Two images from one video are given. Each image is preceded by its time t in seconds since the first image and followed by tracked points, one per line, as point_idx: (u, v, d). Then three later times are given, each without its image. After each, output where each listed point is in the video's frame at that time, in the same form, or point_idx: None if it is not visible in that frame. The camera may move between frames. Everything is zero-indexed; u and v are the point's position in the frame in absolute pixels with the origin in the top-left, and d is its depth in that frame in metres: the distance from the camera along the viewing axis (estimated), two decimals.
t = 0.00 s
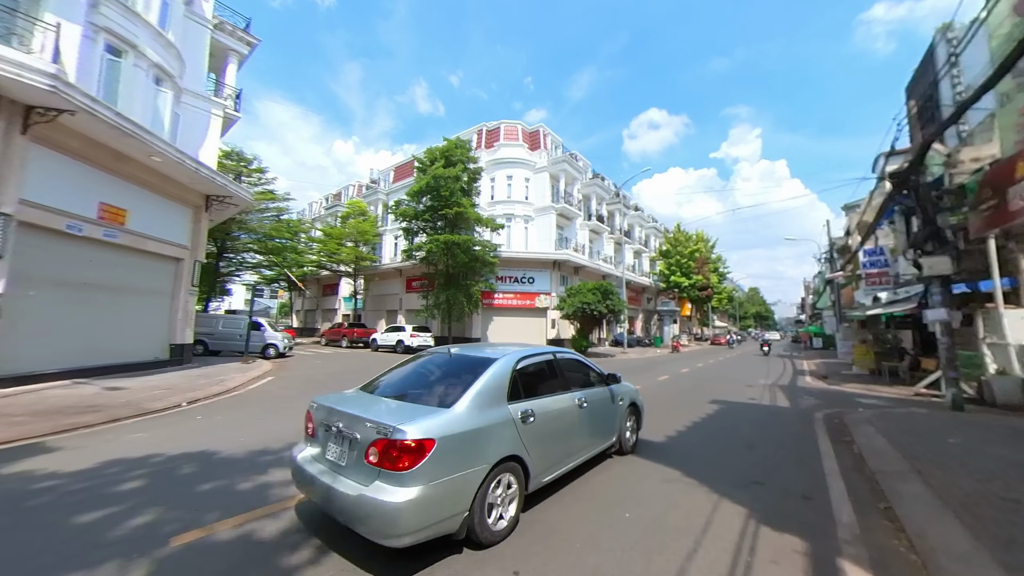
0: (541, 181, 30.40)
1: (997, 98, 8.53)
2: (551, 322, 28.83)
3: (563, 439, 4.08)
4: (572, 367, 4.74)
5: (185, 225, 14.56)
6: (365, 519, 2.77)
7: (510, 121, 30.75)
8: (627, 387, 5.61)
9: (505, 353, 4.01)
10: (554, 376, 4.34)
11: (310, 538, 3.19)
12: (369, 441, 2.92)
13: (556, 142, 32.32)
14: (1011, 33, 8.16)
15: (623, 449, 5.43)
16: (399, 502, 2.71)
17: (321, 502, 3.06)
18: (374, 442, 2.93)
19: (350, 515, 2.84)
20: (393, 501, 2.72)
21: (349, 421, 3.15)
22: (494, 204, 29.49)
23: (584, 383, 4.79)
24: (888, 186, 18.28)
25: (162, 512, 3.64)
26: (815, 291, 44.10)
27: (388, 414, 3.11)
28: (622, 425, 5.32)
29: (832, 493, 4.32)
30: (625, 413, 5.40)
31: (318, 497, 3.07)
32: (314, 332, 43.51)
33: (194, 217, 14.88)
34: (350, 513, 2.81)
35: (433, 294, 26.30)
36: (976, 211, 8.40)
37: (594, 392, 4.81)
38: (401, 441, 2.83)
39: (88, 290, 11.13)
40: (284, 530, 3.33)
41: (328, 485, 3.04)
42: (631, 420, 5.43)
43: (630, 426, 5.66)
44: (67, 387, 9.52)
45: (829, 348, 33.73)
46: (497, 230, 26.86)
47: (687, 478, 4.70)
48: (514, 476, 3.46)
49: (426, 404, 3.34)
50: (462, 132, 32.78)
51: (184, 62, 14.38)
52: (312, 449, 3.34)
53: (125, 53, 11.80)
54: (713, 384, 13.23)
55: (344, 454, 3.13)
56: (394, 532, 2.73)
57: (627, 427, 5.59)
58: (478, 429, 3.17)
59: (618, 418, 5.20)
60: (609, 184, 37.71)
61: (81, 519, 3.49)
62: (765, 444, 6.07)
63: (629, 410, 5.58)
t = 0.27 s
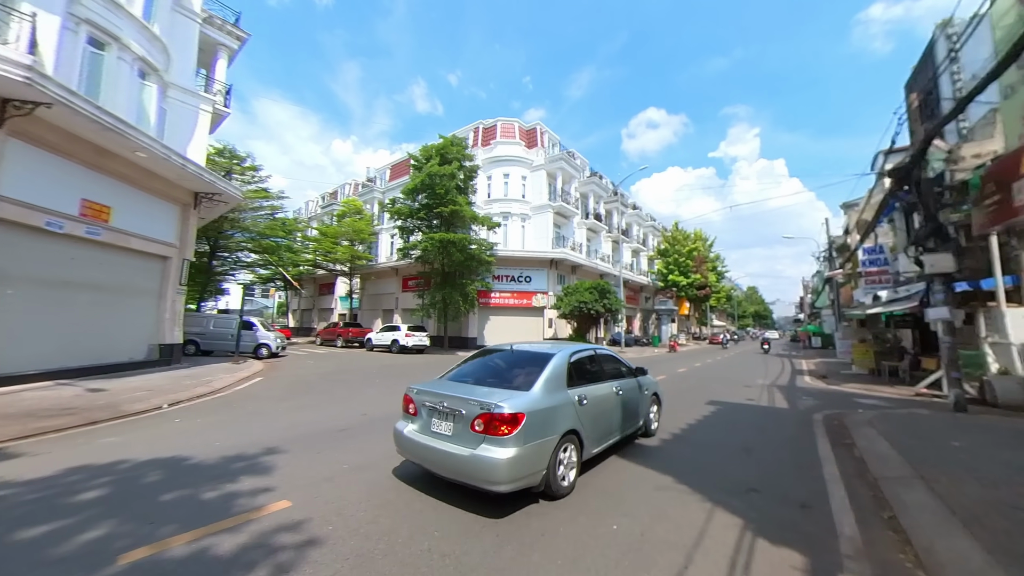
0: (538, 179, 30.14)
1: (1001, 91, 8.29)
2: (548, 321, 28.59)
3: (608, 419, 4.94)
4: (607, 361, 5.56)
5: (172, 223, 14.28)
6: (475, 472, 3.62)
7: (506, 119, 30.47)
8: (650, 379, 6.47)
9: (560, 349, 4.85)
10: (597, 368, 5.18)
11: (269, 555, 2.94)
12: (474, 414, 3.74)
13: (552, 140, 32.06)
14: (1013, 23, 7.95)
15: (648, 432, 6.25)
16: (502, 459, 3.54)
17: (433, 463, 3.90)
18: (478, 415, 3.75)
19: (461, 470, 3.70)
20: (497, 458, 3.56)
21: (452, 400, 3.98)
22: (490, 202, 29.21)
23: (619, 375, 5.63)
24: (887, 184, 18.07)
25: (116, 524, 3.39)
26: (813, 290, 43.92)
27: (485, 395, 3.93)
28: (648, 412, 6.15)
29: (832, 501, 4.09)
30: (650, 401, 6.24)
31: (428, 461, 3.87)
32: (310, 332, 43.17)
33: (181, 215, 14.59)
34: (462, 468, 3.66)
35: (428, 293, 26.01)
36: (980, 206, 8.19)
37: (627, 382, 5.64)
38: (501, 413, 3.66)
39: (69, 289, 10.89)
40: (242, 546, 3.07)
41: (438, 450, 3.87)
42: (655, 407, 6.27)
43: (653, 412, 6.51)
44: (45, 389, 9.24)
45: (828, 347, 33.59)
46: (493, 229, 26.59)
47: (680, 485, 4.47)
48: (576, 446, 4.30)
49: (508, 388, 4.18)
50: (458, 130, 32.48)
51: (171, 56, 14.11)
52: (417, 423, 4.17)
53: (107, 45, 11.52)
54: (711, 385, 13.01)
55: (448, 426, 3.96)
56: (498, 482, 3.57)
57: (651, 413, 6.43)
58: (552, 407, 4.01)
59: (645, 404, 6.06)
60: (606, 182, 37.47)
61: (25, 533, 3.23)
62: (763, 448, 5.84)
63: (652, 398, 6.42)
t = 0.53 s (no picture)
0: (531, 178, 29.91)
1: (997, 86, 8.16)
2: (542, 321, 28.38)
3: (634, 404, 5.84)
4: (631, 357, 6.44)
5: (154, 220, 13.87)
6: (539, 443, 4.54)
7: (500, 116, 30.20)
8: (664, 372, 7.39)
9: (594, 345, 5.70)
10: (623, 362, 6.02)
11: None
12: (537, 398, 4.63)
13: (546, 138, 31.84)
14: (1009, 17, 7.82)
15: (661, 418, 7.13)
16: (562, 432, 4.45)
17: (500, 438, 4.80)
18: (540, 398, 4.64)
19: (527, 442, 4.61)
20: (558, 432, 4.47)
21: (514, 388, 4.86)
22: (484, 201, 28.95)
23: (640, 368, 6.52)
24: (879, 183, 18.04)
25: (54, 543, 3.08)
26: (806, 290, 44.14)
27: (543, 382, 4.82)
28: (662, 400, 7.03)
29: (829, 510, 3.89)
30: (664, 391, 7.17)
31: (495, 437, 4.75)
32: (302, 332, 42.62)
33: (163, 212, 14.16)
34: (528, 441, 4.57)
35: (420, 292, 25.68)
36: (975, 204, 8.07)
37: (647, 374, 6.49)
38: (558, 397, 4.55)
39: (41, 288, 10.50)
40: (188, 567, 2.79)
41: (506, 428, 4.77)
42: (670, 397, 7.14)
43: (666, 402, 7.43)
44: (14, 391, 8.85)
45: (820, 347, 33.71)
46: (487, 227, 26.31)
47: (671, 492, 4.25)
48: (610, 426, 5.16)
49: (556, 377, 5.05)
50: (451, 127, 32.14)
51: (152, 48, 13.70)
52: (482, 407, 5.06)
53: (82, 34, 11.10)
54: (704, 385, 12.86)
55: (512, 409, 4.85)
56: (556, 450, 4.50)
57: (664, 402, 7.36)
58: (594, 393, 4.90)
59: (660, 394, 6.99)
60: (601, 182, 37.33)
61: None
62: (757, 451, 5.64)
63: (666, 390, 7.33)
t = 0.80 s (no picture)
0: (518, 177, 29.74)
1: (972, 90, 8.28)
2: (528, 321, 28.24)
3: (640, 395, 6.68)
4: (634, 353, 7.29)
5: (120, 215, 13.19)
6: (565, 427, 5.31)
7: (487, 115, 29.94)
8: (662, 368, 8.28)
9: (606, 344, 6.52)
10: (630, 358, 6.85)
11: None
12: (562, 389, 5.40)
13: (533, 138, 31.72)
14: (984, 23, 7.94)
15: (661, 409, 8.06)
16: (585, 417, 5.24)
17: (530, 424, 5.55)
18: (565, 389, 5.41)
19: (555, 427, 5.38)
20: (581, 417, 5.26)
21: (541, 380, 5.62)
22: (470, 200, 28.67)
23: (643, 363, 7.39)
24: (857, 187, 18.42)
25: None
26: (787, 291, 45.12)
27: (566, 375, 5.60)
28: (661, 392, 7.96)
29: (813, 516, 3.78)
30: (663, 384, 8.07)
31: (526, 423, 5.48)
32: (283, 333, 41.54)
33: (129, 207, 13.47)
34: (555, 426, 5.34)
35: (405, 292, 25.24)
36: (951, 205, 8.17)
37: (649, 370, 7.33)
38: (581, 388, 5.33)
39: None
40: None
41: (535, 415, 5.51)
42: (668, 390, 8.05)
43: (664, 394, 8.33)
44: None
45: (800, 346, 34.46)
46: (473, 227, 26.02)
47: (652, 499, 4.09)
48: (622, 413, 5.97)
49: (576, 371, 5.84)
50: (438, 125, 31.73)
51: (118, 35, 13.02)
52: (512, 398, 5.79)
53: (39, 17, 10.43)
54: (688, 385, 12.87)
55: (539, 399, 5.59)
56: (578, 432, 5.28)
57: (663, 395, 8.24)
58: (609, 384, 5.71)
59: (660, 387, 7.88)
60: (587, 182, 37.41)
61: None
62: (740, 454, 5.55)
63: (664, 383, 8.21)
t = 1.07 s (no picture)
0: (501, 177, 29.49)
1: (940, 95, 8.45)
2: (510, 322, 28.01)
3: (638, 386, 7.76)
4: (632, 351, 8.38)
5: (72, 208, 12.34)
6: (580, 413, 6.31)
7: (470, 113, 29.61)
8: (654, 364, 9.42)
9: (609, 343, 7.58)
10: (629, 355, 7.93)
11: None
12: (578, 380, 6.40)
13: (517, 137, 31.53)
14: (951, 30, 8.11)
15: (656, 400, 9.19)
16: (597, 404, 6.27)
17: (550, 411, 6.52)
18: (580, 380, 6.42)
19: (571, 413, 6.37)
20: (594, 404, 6.28)
21: (558, 374, 6.60)
22: (452, 199, 28.28)
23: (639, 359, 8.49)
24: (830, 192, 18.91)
25: None
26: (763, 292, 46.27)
27: (579, 369, 6.59)
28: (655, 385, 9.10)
29: (790, 523, 3.65)
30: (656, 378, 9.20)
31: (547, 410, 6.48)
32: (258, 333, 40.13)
33: (83, 200, 12.63)
34: (572, 412, 6.33)
35: (384, 292, 24.63)
36: (920, 208, 8.30)
37: (645, 365, 8.43)
38: (594, 380, 6.37)
39: None
40: None
41: (554, 404, 6.48)
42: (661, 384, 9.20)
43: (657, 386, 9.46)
44: None
45: (776, 347, 35.33)
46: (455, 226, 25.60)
47: (625, 509, 3.89)
48: (625, 402, 7.02)
49: (587, 366, 6.85)
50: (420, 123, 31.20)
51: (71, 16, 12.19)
52: (532, 390, 6.75)
53: None
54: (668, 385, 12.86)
55: (557, 389, 6.57)
56: (591, 417, 6.30)
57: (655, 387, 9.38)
58: (615, 376, 6.77)
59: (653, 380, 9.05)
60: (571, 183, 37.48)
61: None
62: (717, 457, 5.43)
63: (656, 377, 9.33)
